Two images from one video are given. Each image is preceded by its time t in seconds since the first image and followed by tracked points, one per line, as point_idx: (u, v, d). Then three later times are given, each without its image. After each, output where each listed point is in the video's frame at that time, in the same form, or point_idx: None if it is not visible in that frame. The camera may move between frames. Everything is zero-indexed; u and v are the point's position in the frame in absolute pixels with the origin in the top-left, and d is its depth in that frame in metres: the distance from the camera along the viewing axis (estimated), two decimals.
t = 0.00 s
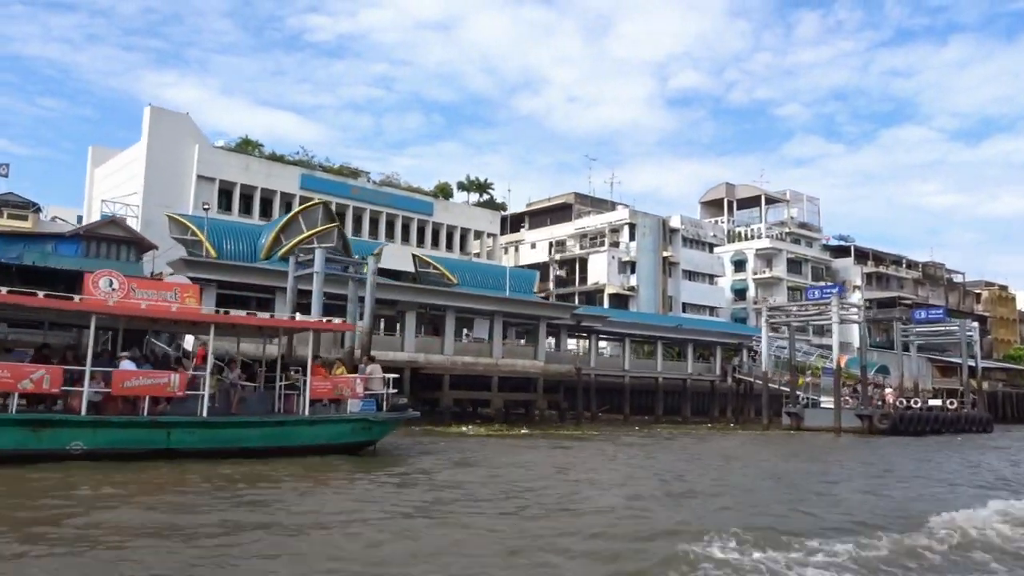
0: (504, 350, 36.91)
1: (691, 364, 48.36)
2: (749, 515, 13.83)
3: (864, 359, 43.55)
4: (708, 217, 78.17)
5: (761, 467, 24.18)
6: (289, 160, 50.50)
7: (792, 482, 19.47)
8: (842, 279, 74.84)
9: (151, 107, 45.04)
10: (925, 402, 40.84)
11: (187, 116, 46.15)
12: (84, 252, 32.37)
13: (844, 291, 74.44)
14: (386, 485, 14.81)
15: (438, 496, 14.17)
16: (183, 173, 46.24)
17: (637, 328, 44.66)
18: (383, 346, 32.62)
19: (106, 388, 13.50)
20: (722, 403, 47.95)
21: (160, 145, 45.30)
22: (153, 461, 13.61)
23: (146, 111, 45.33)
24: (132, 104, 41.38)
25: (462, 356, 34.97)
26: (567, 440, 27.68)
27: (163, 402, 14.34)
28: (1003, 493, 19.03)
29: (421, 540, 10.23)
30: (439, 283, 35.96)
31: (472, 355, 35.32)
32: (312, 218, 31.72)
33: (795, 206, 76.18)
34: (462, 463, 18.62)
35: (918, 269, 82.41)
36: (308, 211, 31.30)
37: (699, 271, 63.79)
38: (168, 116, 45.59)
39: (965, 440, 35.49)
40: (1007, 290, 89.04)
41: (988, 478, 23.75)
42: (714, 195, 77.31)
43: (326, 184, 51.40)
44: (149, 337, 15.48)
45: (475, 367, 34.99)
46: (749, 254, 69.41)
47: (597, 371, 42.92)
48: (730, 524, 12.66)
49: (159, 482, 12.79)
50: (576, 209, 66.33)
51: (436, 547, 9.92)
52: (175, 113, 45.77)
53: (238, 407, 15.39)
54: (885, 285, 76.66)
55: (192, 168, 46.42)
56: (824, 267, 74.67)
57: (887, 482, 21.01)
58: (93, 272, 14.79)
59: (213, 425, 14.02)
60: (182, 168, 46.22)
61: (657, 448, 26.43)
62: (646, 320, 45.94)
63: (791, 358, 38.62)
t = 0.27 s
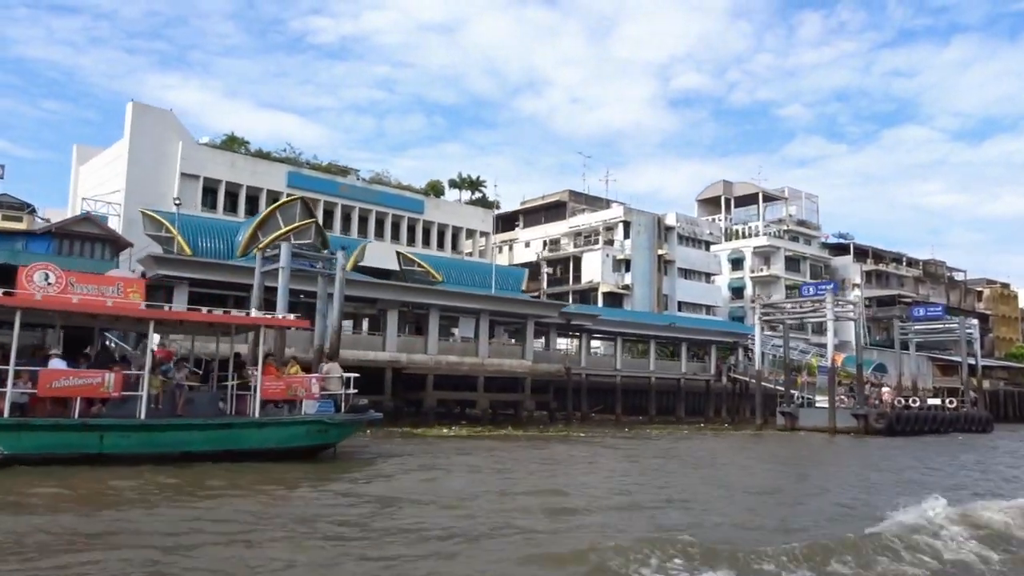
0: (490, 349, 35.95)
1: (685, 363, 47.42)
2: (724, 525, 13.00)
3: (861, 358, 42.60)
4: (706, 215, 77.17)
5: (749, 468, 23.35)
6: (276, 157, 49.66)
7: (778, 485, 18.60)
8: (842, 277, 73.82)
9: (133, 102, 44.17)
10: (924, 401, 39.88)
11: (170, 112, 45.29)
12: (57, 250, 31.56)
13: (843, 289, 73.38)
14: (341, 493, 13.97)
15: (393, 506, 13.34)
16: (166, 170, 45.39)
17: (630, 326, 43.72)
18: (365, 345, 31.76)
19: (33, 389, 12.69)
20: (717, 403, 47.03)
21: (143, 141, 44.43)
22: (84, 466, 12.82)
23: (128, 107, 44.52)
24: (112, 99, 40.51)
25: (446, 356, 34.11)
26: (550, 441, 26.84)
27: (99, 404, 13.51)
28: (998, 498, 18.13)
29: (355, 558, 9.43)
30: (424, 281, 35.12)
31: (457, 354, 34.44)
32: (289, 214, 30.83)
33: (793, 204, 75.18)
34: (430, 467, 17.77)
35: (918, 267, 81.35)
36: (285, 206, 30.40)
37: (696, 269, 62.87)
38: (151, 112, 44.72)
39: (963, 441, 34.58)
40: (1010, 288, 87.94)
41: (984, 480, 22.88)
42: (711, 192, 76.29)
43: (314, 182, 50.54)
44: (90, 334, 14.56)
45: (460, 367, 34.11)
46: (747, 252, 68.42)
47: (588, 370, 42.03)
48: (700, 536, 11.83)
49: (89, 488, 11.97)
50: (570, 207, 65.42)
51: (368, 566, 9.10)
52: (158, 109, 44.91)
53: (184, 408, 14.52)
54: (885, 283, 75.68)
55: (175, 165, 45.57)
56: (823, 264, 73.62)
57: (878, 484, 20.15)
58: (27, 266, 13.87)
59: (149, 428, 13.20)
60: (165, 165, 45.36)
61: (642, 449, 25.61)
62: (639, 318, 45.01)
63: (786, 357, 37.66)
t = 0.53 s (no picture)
0: (474, 347, 35.05)
1: (676, 364, 46.50)
2: (694, 533, 12.11)
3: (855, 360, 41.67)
4: (701, 214, 76.27)
5: (734, 471, 22.44)
6: (260, 151, 48.75)
7: (761, 491, 17.71)
8: (838, 278, 72.91)
9: (114, 94, 43.30)
10: (918, 404, 38.95)
11: (152, 104, 44.42)
12: (26, 243, 30.56)
13: (839, 291, 72.48)
14: (286, 497, 13.06)
15: (344, 520, 12.48)
16: (147, 164, 44.45)
17: (619, 326, 42.81)
18: (342, 342, 30.82)
19: None
20: (708, 404, 46.06)
21: (123, 134, 43.54)
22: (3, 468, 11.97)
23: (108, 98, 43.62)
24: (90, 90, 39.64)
25: (427, 354, 33.17)
26: (530, 443, 25.93)
27: (26, 401, 12.68)
28: (992, 503, 17.27)
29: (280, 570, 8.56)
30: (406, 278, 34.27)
31: (438, 353, 33.50)
32: (264, 207, 29.93)
33: (789, 204, 74.30)
34: (392, 470, 16.85)
35: (916, 269, 80.46)
36: (260, 198, 29.48)
37: (689, 269, 61.94)
38: (132, 104, 43.84)
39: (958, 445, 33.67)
40: (1008, 291, 87.07)
41: (978, 485, 22.00)
42: (706, 191, 75.32)
43: (299, 177, 49.63)
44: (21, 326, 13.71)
45: (441, 366, 33.17)
46: (742, 252, 67.53)
47: (575, 370, 41.07)
48: (666, 547, 10.95)
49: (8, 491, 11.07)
50: (563, 205, 64.52)
51: None
52: (139, 101, 44.03)
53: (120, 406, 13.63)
54: (882, 285, 74.76)
55: (156, 158, 44.62)
56: (819, 265, 72.73)
57: (866, 489, 19.26)
58: None
59: (75, 426, 12.33)
60: (147, 159, 44.44)
61: (624, 452, 24.71)
62: (629, 318, 44.07)
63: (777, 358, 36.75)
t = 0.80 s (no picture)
0: (456, 346, 34.09)
1: (666, 363, 45.59)
2: (659, 543, 11.24)
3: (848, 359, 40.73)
4: (695, 212, 75.33)
5: (716, 473, 21.55)
6: (243, 146, 47.82)
7: (739, 495, 16.85)
8: (834, 277, 71.99)
9: (92, 86, 42.49)
10: (912, 405, 38.04)
11: (132, 97, 43.60)
12: None
13: (835, 290, 71.56)
14: (225, 502, 12.14)
15: (282, 522, 11.62)
16: (127, 158, 43.60)
17: (607, 324, 41.89)
18: (318, 340, 29.85)
19: None
20: (699, 405, 45.12)
21: (102, 128, 42.75)
22: None
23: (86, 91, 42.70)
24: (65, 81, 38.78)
25: (407, 352, 32.22)
26: (507, 444, 25.00)
27: None
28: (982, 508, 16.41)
29: None
30: (385, 274, 33.35)
31: (418, 351, 32.55)
32: (237, 199, 29.05)
33: (785, 202, 73.37)
34: (349, 473, 15.91)
35: (913, 268, 79.56)
36: (232, 190, 28.61)
37: (682, 267, 61.01)
38: (111, 97, 43.03)
39: (953, 447, 32.76)
40: (1006, 291, 86.18)
41: (971, 488, 21.12)
42: (701, 188, 74.33)
43: (284, 172, 48.73)
44: None
45: (421, 364, 32.24)
46: (736, 250, 66.61)
47: (562, 370, 40.13)
48: (623, 558, 10.11)
49: None
50: (554, 202, 63.57)
51: None
52: (119, 93, 43.20)
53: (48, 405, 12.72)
54: (878, 284, 73.84)
55: (136, 152, 43.69)
56: (815, 264, 71.82)
57: (852, 493, 18.36)
58: None
59: None
60: (126, 153, 43.60)
61: (604, 452, 23.81)
62: (617, 316, 43.13)
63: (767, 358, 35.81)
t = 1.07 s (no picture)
0: (439, 344, 33.16)
1: (657, 363, 44.68)
2: (624, 552, 10.36)
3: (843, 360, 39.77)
4: (691, 211, 74.36)
5: (702, 474, 20.60)
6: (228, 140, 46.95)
7: (720, 500, 15.95)
8: (831, 277, 71.03)
9: (72, 79, 41.74)
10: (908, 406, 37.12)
11: (113, 91, 42.84)
12: None
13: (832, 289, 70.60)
14: (160, 505, 11.21)
15: (218, 525, 10.74)
16: (108, 153, 42.85)
17: (596, 322, 40.99)
18: (293, 337, 28.92)
19: None
20: (690, 405, 44.23)
21: (82, 121, 42.01)
22: None
23: (66, 84, 41.98)
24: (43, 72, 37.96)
25: (387, 350, 31.30)
26: (486, 445, 24.13)
27: None
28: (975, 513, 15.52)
29: None
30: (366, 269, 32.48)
31: (399, 349, 31.62)
32: (209, 190, 28.14)
33: (782, 200, 72.41)
34: (304, 477, 15.00)
35: (911, 268, 78.62)
36: (203, 181, 27.69)
37: (677, 265, 60.09)
38: (92, 90, 42.29)
39: (949, 449, 31.89)
40: (1006, 291, 85.25)
41: (965, 491, 20.29)
42: (697, 187, 73.34)
43: (269, 167, 47.85)
44: None
45: (402, 363, 31.35)
46: (732, 249, 65.64)
47: (550, 369, 39.23)
48: (580, 568, 9.25)
49: None
50: (547, 199, 62.61)
51: None
52: (100, 86, 42.42)
53: None
54: (876, 284, 72.96)
55: (117, 146, 42.88)
56: (811, 263, 70.89)
57: (841, 498, 17.48)
58: None
59: None
60: (107, 148, 42.84)
61: (585, 453, 22.92)
62: (607, 314, 42.23)
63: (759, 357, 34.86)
